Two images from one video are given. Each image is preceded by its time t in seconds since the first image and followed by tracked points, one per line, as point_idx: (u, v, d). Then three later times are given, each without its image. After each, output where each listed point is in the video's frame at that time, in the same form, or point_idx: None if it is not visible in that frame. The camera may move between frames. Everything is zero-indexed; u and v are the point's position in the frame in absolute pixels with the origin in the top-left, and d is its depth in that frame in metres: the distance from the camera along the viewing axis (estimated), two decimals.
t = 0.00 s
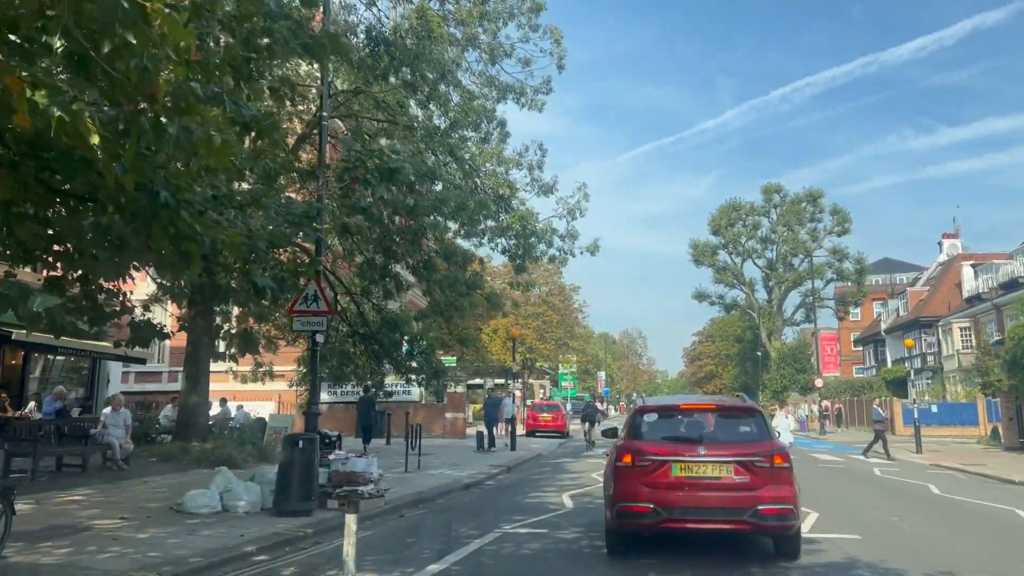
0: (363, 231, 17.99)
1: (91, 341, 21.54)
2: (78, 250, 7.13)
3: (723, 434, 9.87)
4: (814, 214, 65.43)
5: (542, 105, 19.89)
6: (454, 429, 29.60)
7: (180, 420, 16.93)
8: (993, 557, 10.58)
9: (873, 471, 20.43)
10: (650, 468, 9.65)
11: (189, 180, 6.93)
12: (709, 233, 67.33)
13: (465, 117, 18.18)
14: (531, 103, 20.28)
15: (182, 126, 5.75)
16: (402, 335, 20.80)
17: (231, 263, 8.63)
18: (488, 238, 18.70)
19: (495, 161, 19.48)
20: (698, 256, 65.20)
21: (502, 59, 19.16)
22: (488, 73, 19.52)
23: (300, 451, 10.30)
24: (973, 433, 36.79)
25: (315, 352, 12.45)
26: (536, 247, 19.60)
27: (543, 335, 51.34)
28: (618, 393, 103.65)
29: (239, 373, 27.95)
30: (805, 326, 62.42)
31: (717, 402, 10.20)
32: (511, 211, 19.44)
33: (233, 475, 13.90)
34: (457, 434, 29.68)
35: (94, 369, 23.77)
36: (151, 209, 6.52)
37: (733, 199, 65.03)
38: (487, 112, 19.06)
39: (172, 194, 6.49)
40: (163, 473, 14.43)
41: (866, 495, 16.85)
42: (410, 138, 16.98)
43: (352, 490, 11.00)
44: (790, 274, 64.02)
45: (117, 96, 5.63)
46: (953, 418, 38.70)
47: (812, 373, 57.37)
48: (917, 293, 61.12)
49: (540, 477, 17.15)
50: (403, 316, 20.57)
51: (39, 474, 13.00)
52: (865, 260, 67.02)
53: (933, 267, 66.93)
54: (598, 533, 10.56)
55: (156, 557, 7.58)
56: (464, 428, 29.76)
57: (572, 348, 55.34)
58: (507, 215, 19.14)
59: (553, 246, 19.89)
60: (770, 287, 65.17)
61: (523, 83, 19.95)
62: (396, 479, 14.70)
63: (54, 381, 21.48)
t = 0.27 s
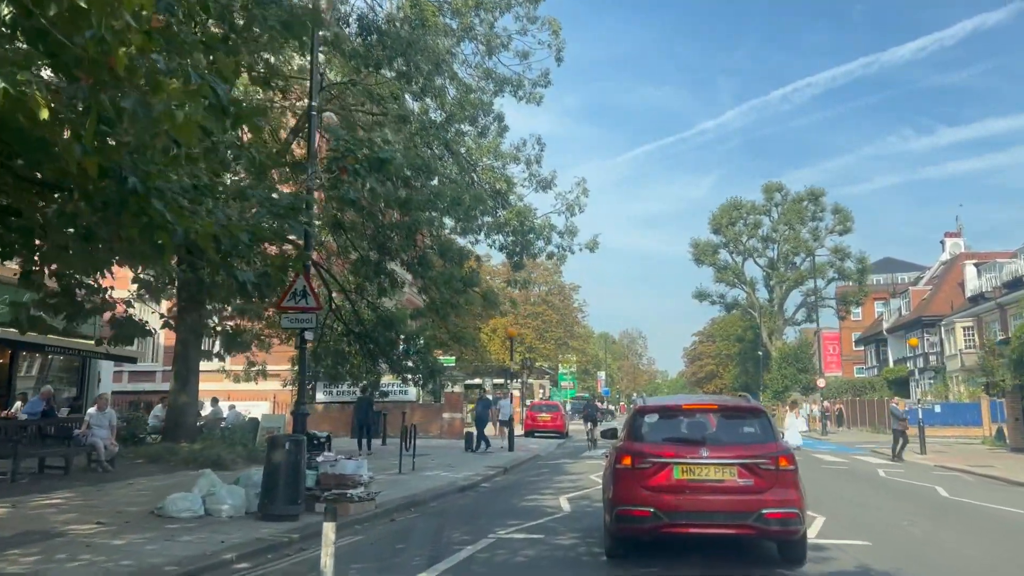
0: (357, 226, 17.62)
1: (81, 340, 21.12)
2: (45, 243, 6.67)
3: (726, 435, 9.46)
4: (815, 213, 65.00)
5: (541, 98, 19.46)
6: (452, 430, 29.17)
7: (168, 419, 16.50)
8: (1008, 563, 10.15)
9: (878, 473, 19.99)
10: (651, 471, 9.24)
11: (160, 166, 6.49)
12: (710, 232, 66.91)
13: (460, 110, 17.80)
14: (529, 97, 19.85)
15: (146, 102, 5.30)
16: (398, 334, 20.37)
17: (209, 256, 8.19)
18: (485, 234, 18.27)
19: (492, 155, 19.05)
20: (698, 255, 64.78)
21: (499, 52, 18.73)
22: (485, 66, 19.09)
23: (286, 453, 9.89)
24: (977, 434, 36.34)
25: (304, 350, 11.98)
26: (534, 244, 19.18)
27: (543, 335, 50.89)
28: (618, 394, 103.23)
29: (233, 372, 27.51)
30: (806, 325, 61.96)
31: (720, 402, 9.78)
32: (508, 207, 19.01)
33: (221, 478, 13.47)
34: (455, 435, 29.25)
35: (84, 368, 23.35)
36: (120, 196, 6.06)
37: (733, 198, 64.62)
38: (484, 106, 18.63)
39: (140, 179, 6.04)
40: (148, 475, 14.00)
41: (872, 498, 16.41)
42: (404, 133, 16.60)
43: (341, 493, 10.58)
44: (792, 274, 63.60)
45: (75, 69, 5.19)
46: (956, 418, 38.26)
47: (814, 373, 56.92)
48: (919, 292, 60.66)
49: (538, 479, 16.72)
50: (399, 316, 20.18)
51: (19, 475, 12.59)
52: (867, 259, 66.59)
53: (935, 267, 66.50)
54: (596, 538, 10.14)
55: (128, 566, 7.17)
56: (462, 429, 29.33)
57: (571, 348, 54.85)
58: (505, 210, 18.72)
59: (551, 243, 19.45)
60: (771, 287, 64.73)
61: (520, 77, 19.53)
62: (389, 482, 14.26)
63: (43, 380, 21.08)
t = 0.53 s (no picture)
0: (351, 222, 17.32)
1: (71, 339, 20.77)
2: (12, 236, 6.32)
3: (729, 437, 9.08)
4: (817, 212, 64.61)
5: (539, 92, 19.09)
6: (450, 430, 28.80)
7: (158, 419, 16.14)
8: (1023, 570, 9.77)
9: (883, 474, 19.61)
10: (652, 474, 8.87)
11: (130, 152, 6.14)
12: (710, 231, 66.52)
13: (456, 105, 17.47)
14: (527, 91, 19.49)
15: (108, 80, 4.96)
16: (394, 334, 20.02)
17: (189, 249, 7.84)
18: (482, 230, 17.89)
19: (489, 150, 18.63)
20: (699, 255, 64.39)
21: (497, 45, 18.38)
22: (482, 59, 18.72)
23: (273, 456, 9.52)
24: (981, 435, 35.99)
25: (294, 349, 11.59)
26: (532, 241, 18.81)
27: (542, 335, 50.53)
28: (618, 394, 102.85)
29: (227, 372, 27.15)
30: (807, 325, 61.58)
31: (723, 403, 9.41)
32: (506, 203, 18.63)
33: (209, 480, 13.11)
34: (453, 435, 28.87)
35: (76, 367, 22.99)
36: (85, 184, 5.70)
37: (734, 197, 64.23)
38: (482, 100, 18.26)
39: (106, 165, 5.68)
40: (135, 477, 13.63)
41: (878, 501, 16.05)
42: (399, 127, 16.23)
43: (331, 496, 10.21)
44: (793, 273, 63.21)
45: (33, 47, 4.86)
46: (960, 418, 37.87)
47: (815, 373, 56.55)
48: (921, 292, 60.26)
49: (535, 480, 16.35)
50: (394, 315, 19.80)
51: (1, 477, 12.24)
52: (868, 259, 66.20)
53: (937, 266, 66.11)
54: (594, 544, 9.78)
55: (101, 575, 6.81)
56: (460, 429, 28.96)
57: (571, 348, 54.43)
58: (502, 207, 18.36)
59: (550, 240, 19.09)
60: (772, 286, 64.34)
61: (518, 70, 19.16)
62: (382, 485, 13.90)
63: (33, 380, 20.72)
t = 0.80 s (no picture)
0: (347, 220, 17.03)
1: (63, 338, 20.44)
2: None
3: (732, 438, 8.75)
4: (817, 211, 64.26)
5: (538, 87, 18.76)
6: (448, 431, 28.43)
7: (147, 418, 15.81)
8: None
9: (888, 476, 19.28)
10: (653, 476, 8.54)
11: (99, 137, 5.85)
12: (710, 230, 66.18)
13: (453, 99, 17.16)
14: (526, 86, 19.16)
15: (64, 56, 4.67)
16: (391, 333, 19.69)
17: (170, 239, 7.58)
18: (478, 227, 17.57)
19: (486, 145, 18.21)
20: (699, 254, 64.06)
21: (494, 39, 18.05)
22: (480, 53, 18.40)
23: (259, 458, 9.20)
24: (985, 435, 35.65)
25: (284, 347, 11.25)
26: (530, 238, 18.47)
27: (541, 334, 50.18)
28: (618, 394, 102.46)
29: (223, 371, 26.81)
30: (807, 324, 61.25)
31: (726, 403, 9.07)
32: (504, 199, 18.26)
33: (198, 482, 12.76)
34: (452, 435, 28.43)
35: (68, 367, 22.66)
36: (50, 170, 5.43)
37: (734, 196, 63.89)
38: (479, 94, 17.93)
39: (71, 151, 5.40)
40: (122, 479, 13.28)
41: (883, 503, 15.72)
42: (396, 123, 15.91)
43: (320, 499, 9.87)
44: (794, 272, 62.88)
45: None
46: (963, 419, 37.50)
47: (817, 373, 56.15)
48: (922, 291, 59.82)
49: (533, 482, 16.00)
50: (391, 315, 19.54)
51: None
52: (869, 258, 65.86)
53: (938, 265, 65.78)
54: (593, 550, 9.44)
55: None
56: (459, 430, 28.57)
57: (571, 348, 53.97)
58: (500, 203, 18.04)
59: (548, 237, 18.76)
60: (772, 286, 63.97)
61: (516, 64, 18.83)
62: (376, 487, 13.56)
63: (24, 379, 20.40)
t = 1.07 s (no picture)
0: (342, 216, 16.75)
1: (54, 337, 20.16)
2: None
3: (734, 439, 8.45)
4: (818, 210, 63.97)
5: (536, 81, 18.47)
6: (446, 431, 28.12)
7: (137, 419, 15.51)
8: None
9: (892, 477, 18.99)
10: (653, 477, 8.24)
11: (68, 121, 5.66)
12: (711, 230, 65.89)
13: (450, 94, 16.91)
14: (524, 80, 18.86)
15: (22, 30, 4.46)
16: (386, 331, 19.35)
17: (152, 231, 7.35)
18: (476, 223, 17.30)
19: (484, 141, 17.83)
20: (699, 253, 63.77)
21: (492, 32, 17.77)
22: (477, 47, 18.11)
23: (246, 460, 8.92)
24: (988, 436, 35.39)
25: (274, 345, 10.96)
26: (528, 235, 18.17)
27: (541, 334, 49.87)
28: (618, 394, 102.11)
29: (218, 371, 26.51)
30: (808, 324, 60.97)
31: (728, 402, 8.77)
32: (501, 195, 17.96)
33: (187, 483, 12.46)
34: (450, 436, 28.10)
35: (61, 366, 22.36)
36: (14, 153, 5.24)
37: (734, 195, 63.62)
38: (476, 88, 17.64)
39: (35, 135, 5.24)
40: (110, 480, 12.98)
41: (886, 504, 15.44)
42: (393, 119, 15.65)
43: (310, 501, 9.57)
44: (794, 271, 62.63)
45: None
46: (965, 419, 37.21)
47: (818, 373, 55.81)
48: (921, 291, 59.26)
49: (531, 483, 15.70)
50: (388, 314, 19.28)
51: None
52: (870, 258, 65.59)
53: (939, 265, 65.53)
54: (591, 555, 9.14)
55: None
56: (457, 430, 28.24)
57: (571, 348, 53.55)
58: (498, 199, 17.77)
59: (547, 234, 18.46)
60: (773, 285, 63.67)
61: (514, 58, 18.54)
62: (370, 489, 13.25)
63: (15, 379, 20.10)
